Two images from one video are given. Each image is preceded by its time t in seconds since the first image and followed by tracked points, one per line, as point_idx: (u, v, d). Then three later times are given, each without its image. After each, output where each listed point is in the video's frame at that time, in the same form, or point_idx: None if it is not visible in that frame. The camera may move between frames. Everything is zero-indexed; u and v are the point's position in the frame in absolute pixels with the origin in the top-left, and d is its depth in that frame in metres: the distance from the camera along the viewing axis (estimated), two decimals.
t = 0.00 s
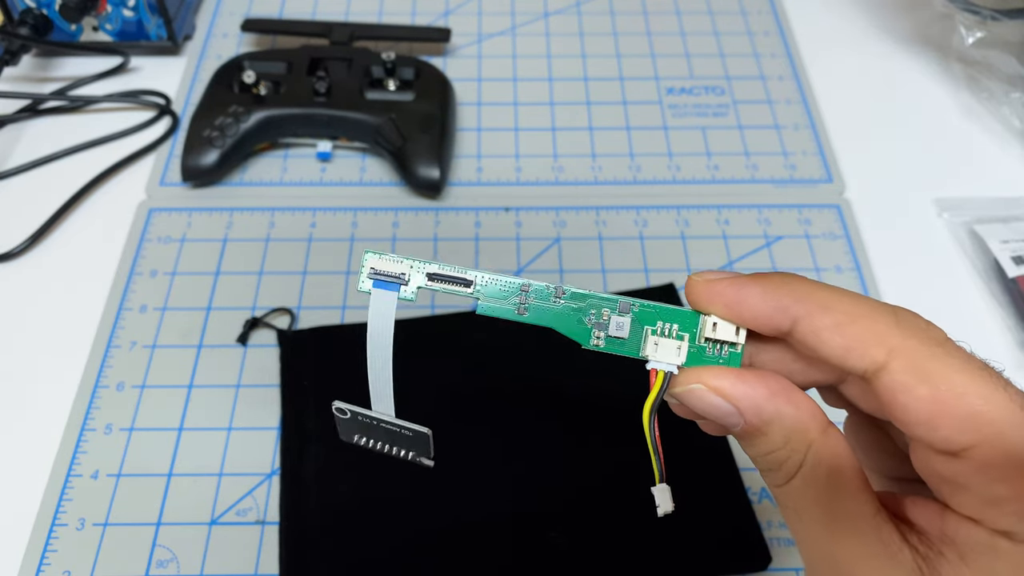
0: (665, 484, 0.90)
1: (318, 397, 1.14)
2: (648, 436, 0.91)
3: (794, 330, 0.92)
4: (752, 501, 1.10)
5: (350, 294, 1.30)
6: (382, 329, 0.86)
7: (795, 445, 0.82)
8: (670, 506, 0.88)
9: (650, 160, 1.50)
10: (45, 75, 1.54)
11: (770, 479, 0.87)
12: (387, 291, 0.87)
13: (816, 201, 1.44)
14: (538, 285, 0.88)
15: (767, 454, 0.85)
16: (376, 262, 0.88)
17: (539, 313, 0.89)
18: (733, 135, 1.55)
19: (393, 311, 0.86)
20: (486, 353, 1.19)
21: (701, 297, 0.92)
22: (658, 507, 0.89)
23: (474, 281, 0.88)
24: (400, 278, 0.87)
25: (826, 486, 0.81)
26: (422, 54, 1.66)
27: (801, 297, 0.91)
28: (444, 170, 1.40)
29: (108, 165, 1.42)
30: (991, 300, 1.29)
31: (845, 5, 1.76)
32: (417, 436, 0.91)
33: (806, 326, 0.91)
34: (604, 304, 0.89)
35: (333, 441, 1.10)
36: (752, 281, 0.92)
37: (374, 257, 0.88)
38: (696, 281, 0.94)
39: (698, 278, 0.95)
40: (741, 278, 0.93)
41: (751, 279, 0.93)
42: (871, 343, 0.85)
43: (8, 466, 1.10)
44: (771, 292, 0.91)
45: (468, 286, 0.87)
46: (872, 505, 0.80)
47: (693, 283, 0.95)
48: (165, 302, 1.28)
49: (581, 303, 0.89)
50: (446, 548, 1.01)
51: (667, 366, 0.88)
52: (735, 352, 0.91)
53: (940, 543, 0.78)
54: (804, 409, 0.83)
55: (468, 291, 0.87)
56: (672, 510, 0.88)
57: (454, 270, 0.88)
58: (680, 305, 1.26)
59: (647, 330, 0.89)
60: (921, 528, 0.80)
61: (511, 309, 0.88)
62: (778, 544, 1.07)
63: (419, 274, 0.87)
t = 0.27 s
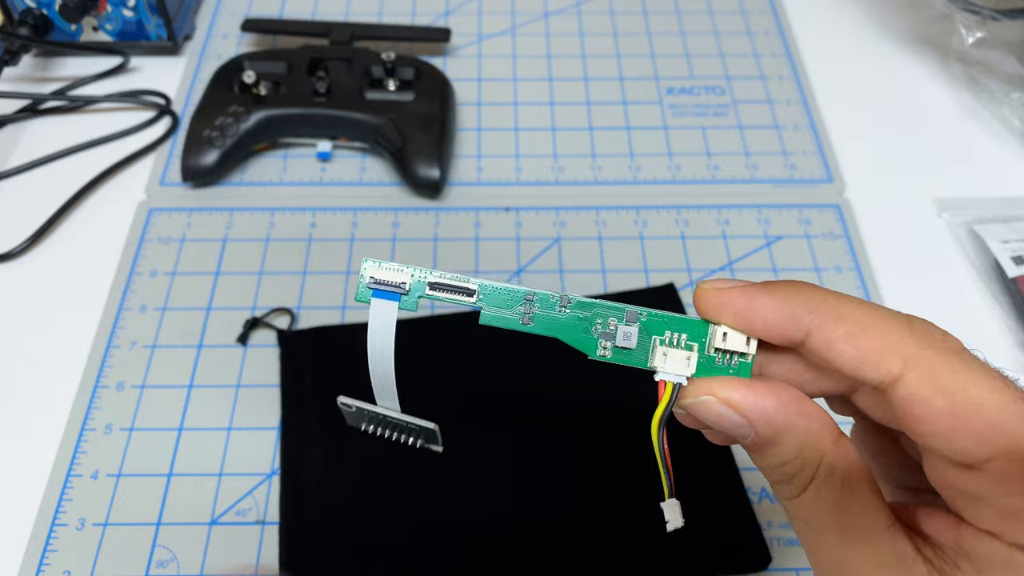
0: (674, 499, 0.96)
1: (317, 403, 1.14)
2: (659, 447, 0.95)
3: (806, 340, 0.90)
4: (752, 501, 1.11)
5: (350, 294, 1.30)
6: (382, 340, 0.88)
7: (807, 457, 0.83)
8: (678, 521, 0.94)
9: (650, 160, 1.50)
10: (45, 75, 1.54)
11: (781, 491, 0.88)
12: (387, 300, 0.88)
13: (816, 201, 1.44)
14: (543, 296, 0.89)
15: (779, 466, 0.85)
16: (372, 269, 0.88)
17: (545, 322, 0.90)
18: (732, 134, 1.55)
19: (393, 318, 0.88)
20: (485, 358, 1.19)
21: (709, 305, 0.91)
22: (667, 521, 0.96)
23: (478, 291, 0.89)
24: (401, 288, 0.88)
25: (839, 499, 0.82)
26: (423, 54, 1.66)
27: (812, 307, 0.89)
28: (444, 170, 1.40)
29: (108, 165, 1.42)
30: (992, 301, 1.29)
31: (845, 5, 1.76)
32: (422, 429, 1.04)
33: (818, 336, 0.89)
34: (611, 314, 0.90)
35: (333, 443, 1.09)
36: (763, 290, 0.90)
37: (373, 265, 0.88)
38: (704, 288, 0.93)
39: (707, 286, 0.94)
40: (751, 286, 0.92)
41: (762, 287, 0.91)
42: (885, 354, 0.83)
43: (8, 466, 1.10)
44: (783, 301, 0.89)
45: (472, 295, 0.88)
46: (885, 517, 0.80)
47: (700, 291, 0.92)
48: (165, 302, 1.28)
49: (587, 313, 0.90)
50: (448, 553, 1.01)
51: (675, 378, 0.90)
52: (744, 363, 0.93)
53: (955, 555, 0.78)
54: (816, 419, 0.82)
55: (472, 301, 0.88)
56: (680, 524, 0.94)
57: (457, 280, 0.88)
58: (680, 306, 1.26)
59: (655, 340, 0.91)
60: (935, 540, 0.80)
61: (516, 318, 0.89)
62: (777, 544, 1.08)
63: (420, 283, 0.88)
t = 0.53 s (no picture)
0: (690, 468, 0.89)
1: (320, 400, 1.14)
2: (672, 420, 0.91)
3: (819, 308, 0.92)
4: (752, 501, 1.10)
5: (350, 294, 1.30)
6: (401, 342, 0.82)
7: (820, 425, 0.82)
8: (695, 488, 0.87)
9: (650, 160, 1.50)
10: (45, 74, 1.53)
11: (792, 461, 0.86)
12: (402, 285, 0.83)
13: (816, 201, 1.44)
14: (555, 272, 0.85)
15: (791, 435, 0.84)
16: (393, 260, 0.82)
17: (556, 300, 0.86)
18: (733, 134, 1.55)
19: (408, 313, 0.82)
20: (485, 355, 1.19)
21: (721, 277, 0.90)
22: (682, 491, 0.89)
23: (492, 271, 0.84)
24: (416, 271, 0.82)
25: (855, 468, 0.81)
26: (422, 54, 1.66)
27: (826, 274, 0.90)
28: (444, 170, 1.40)
29: (108, 165, 1.42)
30: (993, 301, 1.29)
31: (845, 5, 1.76)
32: (439, 436, 0.91)
33: (831, 303, 0.91)
34: (624, 289, 0.87)
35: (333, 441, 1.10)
36: (776, 261, 0.90)
37: (389, 249, 0.83)
38: (714, 260, 0.92)
39: (718, 257, 0.93)
40: (763, 256, 0.92)
41: (773, 258, 0.91)
42: (898, 318, 0.87)
43: (8, 466, 1.10)
44: (796, 271, 0.90)
45: (485, 277, 0.84)
46: (900, 485, 0.81)
47: (713, 263, 0.91)
48: (165, 302, 1.28)
49: (598, 289, 0.86)
50: (458, 547, 1.04)
51: (688, 351, 0.88)
52: (756, 333, 0.90)
53: (972, 518, 0.80)
54: (829, 388, 0.82)
55: (486, 282, 0.84)
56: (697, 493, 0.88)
57: (471, 261, 0.84)
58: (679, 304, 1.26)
59: (668, 314, 0.87)
60: (950, 505, 0.83)
61: (529, 297, 0.85)
62: (777, 544, 1.07)
63: (434, 265, 0.83)
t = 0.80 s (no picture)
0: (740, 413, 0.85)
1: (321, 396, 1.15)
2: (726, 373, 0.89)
3: (873, 250, 0.92)
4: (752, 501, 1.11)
5: (350, 294, 1.30)
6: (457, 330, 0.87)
7: (870, 368, 0.79)
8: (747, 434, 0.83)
9: (650, 160, 1.50)
10: (45, 75, 1.54)
11: (839, 412, 0.83)
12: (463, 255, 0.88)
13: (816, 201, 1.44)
14: (610, 233, 0.88)
15: (839, 383, 0.81)
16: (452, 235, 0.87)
17: (612, 260, 0.90)
18: (733, 134, 1.55)
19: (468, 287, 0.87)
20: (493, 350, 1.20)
21: (774, 226, 0.93)
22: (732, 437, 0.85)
23: (547, 236, 0.88)
24: (474, 242, 0.87)
25: (904, 411, 0.80)
26: (423, 54, 1.67)
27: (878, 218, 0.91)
28: (444, 170, 1.41)
29: (108, 165, 1.42)
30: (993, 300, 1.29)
31: (845, 5, 1.76)
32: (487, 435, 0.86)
33: (886, 244, 0.91)
34: (677, 247, 0.90)
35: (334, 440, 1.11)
36: (827, 207, 0.92)
37: (446, 223, 0.87)
38: (768, 210, 0.95)
39: (770, 207, 0.96)
40: (815, 203, 0.93)
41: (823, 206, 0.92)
42: (953, 252, 0.89)
43: (8, 466, 1.10)
44: (850, 215, 0.91)
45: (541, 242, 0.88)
46: (949, 424, 0.80)
47: (766, 215, 0.94)
48: (165, 302, 1.28)
49: (653, 247, 0.89)
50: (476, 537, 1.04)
51: (740, 305, 0.90)
52: (804, 285, 0.93)
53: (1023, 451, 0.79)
54: (875, 332, 0.81)
55: (541, 247, 0.88)
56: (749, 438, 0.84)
57: (526, 230, 0.87)
58: (678, 303, 1.27)
59: (721, 271, 0.90)
60: (1000, 443, 0.81)
61: (585, 259, 0.89)
62: (777, 544, 1.07)
63: (492, 233, 0.87)
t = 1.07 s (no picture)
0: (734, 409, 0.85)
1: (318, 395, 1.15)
2: (719, 370, 0.88)
3: (862, 250, 0.93)
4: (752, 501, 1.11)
5: (350, 294, 1.30)
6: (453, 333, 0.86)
7: (859, 365, 0.79)
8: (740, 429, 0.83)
9: (650, 160, 1.50)
10: (45, 75, 1.54)
11: (829, 407, 0.83)
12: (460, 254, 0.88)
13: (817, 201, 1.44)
14: (604, 232, 0.88)
15: (830, 379, 0.81)
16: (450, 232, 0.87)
17: (607, 260, 0.90)
18: (733, 135, 1.55)
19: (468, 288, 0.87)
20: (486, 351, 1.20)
21: (766, 225, 0.95)
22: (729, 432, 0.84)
23: (544, 237, 0.88)
24: (472, 241, 0.87)
25: (892, 407, 0.80)
26: (423, 54, 1.67)
27: (867, 219, 0.92)
28: (444, 170, 1.41)
29: (108, 166, 1.42)
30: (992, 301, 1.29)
31: (845, 5, 1.76)
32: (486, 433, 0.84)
33: (875, 243, 0.92)
34: (670, 246, 0.90)
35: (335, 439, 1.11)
36: (818, 207, 0.93)
37: (444, 222, 0.87)
38: (761, 210, 0.96)
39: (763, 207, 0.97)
40: (806, 204, 0.94)
41: (816, 206, 0.93)
42: (939, 251, 0.89)
43: (8, 466, 1.10)
44: (840, 215, 0.92)
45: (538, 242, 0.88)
46: (936, 420, 0.80)
47: (759, 212, 0.96)
48: (165, 302, 1.28)
49: (647, 246, 0.90)
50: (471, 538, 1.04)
51: (732, 303, 0.90)
52: (795, 282, 0.93)
53: (1010, 445, 0.79)
54: (864, 330, 0.81)
55: (538, 247, 0.88)
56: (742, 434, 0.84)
57: (524, 229, 0.88)
58: (678, 301, 1.27)
59: (713, 269, 0.90)
60: (985, 439, 0.81)
61: (580, 258, 0.89)
62: (777, 544, 1.08)
63: (490, 233, 0.87)
